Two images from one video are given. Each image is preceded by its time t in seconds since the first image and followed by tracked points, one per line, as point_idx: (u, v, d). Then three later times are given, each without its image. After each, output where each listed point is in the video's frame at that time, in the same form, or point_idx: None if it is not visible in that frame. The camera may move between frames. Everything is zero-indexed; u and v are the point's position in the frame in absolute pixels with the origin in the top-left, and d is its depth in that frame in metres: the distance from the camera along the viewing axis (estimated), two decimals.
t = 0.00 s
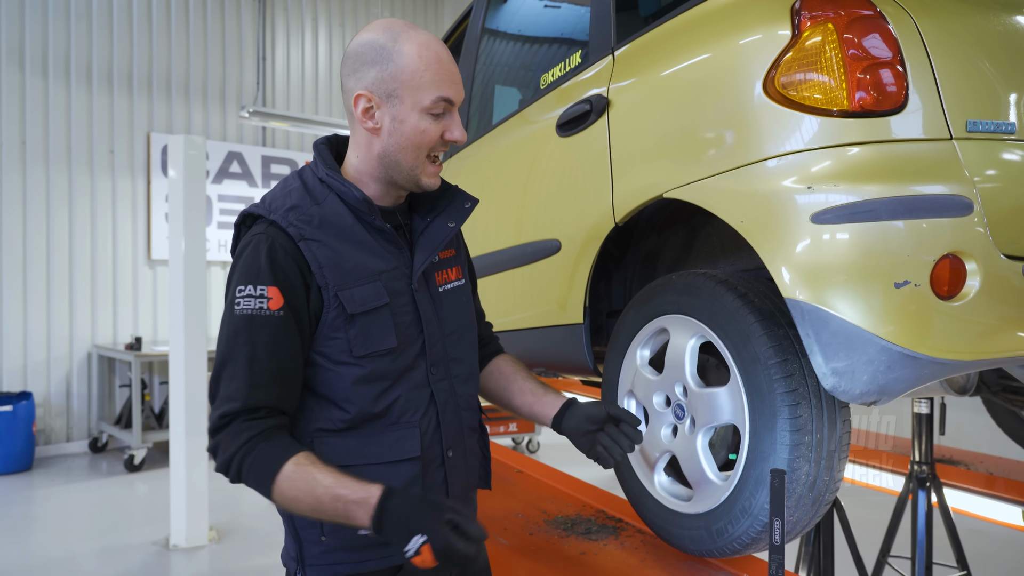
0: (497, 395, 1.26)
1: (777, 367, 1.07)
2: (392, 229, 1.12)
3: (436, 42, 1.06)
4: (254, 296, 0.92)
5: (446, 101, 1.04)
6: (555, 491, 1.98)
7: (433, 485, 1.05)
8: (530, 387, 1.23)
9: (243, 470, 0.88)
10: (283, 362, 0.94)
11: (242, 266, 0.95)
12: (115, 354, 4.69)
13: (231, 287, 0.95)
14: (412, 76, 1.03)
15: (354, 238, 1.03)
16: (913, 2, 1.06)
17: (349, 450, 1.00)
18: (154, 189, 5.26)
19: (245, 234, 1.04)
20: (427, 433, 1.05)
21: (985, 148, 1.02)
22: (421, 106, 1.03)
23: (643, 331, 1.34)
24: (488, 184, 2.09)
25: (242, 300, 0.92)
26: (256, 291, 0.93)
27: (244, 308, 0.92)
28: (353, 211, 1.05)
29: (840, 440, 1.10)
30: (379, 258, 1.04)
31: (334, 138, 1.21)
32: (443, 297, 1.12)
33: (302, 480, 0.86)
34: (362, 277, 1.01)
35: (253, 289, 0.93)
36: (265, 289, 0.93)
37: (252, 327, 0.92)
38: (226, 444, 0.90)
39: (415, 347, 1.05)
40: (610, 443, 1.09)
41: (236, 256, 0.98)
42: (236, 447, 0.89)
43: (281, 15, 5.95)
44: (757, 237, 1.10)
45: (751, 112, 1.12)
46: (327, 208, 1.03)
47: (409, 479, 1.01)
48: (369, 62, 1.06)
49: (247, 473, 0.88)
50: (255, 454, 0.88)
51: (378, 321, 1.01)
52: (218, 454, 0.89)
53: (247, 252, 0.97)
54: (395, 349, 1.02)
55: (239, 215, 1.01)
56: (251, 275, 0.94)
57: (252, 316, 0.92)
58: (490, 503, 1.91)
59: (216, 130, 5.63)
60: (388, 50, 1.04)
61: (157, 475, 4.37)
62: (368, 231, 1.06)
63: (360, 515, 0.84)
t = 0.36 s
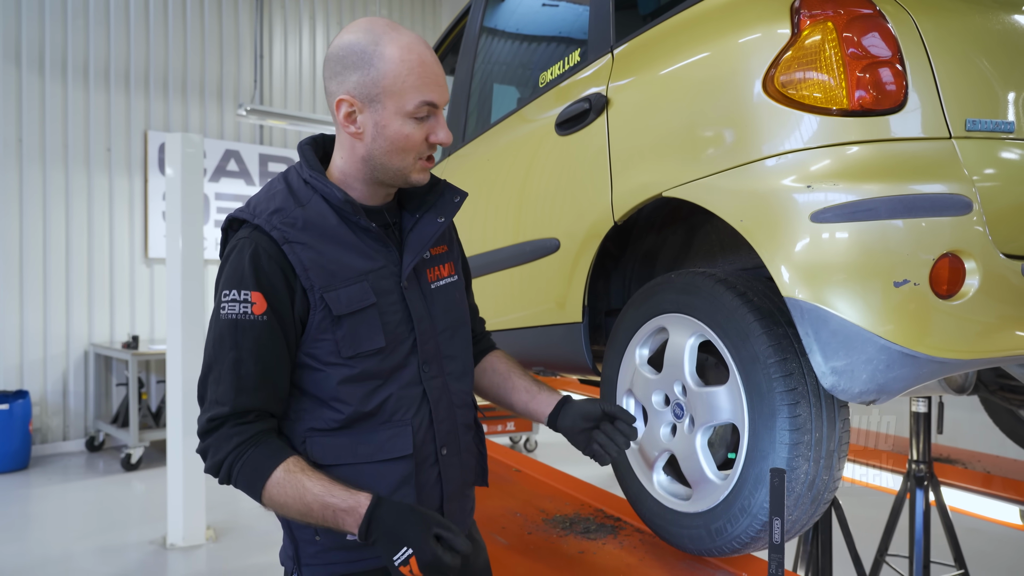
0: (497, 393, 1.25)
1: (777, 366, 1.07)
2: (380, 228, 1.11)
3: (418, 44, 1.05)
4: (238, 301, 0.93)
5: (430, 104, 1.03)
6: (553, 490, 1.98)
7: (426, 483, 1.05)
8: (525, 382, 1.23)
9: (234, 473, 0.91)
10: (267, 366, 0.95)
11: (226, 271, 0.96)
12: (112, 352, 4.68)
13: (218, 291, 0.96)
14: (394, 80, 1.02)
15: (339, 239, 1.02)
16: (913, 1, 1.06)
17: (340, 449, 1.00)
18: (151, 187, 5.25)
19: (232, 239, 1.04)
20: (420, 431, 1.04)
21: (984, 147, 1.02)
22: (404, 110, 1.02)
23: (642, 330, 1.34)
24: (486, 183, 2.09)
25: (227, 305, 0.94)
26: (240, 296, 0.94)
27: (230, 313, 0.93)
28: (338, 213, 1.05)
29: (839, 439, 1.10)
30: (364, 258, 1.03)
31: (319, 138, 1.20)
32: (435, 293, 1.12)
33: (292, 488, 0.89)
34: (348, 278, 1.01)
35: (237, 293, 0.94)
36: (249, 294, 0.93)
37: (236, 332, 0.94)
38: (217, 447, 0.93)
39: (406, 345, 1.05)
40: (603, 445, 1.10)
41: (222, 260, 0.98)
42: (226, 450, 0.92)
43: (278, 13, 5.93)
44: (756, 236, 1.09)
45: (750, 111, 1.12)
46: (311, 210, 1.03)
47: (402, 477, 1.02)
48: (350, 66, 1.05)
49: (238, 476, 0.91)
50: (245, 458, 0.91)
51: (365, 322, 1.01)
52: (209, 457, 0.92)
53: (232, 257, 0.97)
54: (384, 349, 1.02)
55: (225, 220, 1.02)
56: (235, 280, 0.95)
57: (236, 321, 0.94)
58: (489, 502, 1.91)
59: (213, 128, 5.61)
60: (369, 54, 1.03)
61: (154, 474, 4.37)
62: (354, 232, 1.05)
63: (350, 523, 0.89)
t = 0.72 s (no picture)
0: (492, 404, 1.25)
1: (777, 367, 1.07)
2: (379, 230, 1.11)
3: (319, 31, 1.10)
4: (232, 296, 0.94)
5: (319, 78, 1.05)
6: (553, 491, 1.98)
7: (416, 487, 1.04)
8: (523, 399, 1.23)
9: (221, 460, 0.93)
10: (260, 362, 0.96)
11: (226, 267, 0.98)
12: (110, 353, 4.68)
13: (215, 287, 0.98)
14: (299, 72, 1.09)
15: (335, 239, 1.03)
16: (913, 2, 1.06)
17: (331, 445, 1.00)
18: (150, 188, 5.25)
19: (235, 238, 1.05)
20: (411, 434, 1.03)
21: (983, 148, 1.02)
22: (307, 95, 1.07)
23: (643, 331, 1.34)
24: (486, 185, 2.09)
25: (222, 300, 0.95)
26: (234, 292, 0.95)
27: (224, 308, 0.94)
28: (334, 213, 1.05)
29: (840, 441, 1.10)
30: (358, 258, 1.03)
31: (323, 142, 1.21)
32: (437, 296, 1.11)
33: (273, 478, 0.89)
34: (340, 277, 1.01)
35: (232, 289, 0.95)
36: (242, 290, 0.94)
37: (230, 327, 0.94)
38: (207, 435, 0.94)
39: (400, 346, 1.04)
40: (585, 471, 1.07)
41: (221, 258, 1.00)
42: (215, 439, 0.93)
43: (277, 14, 5.93)
44: (757, 237, 1.09)
45: (750, 112, 1.12)
46: (308, 211, 1.03)
47: (389, 478, 1.01)
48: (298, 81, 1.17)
49: (224, 464, 0.92)
50: (231, 448, 0.92)
51: (355, 320, 1.01)
52: (199, 445, 0.94)
53: (229, 255, 0.99)
54: (375, 349, 1.02)
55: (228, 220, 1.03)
56: (232, 275, 0.96)
57: (230, 316, 0.94)
58: (489, 504, 1.91)
59: (212, 129, 5.61)
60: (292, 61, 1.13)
61: (153, 475, 4.36)
62: (350, 232, 1.05)
63: (325, 515, 0.89)
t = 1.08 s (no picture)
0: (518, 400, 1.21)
1: (777, 370, 1.08)
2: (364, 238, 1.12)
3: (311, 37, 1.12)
4: (223, 309, 1.01)
5: (300, 82, 1.07)
6: (552, 494, 1.98)
7: (403, 491, 1.02)
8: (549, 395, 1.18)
9: (218, 464, 1.00)
10: (249, 370, 1.00)
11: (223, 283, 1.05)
12: (107, 355, 4.66)
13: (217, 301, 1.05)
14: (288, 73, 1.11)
15: (315, 248, 1.05)
16: (912, 7, 1.07)
17: (323, 446, 1.01)
18: (148, 190, 5.25)
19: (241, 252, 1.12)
20: (397, 436, 1.02)
21: (982, 153, 1.02)
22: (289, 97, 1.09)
23: (641, 334, 1.35)
24: (485, 188, 2.09)
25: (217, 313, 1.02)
26: (225, 305, 1.01)
27: (217, 320, 1.01)
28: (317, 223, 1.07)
29: (840, 444, 1.10)
30: (336, 265, 1.04)
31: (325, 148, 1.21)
32: (426, 299, 1.09)
33: (250, 485, 0.94)
34: (317, 285, 1.02)
35: (224, 303, 1.02)
36: (231, 303, 1.01)
37: (222, 337, 1.01)
38: (207, 440, 1.02)
39: (383, 351, 1.04)
40: (600, 469, 1.05)
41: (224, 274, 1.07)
42: (212, 443, 1.00)
43: (276, 16, 5.94)
44: (756, 240, 1.10)
45: (750, 116, 1.12)
46: (292, 223, 1.06)
47: (374, 481, 1.00)
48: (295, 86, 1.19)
49: (219, 467, 0.99)
50: (223, 451, 0.98)
51: (335, 327, 1.02)
52: (204, 449, 1.01)
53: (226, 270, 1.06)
54: (356, 354, 1.02)
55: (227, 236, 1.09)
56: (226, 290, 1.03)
57: (223, 327, 1.01)
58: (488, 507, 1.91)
59: (210, 131, 5.61)
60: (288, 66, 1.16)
61: (150, 478, 4.35)
62: (333, 240, 1.06)
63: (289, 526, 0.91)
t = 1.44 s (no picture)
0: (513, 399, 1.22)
1: (776, 371, 1.08)
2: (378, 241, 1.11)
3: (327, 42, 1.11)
4: (231, 308, 1.01)
5: (316, 90, 1.06)
6: (551, 494, 1.98)
7: (412, 491, 1.03)
8: (542, 394, 1.19)
9: (218, 453, 1.00)
10: (256, 370, 1.01)
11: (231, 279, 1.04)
12: (105, 355, 4.65)
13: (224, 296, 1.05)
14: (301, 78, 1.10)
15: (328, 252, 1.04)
16: (912, 10, 1.07)
17: (332, 445, 1.01)
18: (146, 190, 5.24)
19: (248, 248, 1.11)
20: (408, 438, 1.02)
21: (981, 154, 1.03)
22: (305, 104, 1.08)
23: (640, 335, 1.35)
24: (484, 189, 2.09)
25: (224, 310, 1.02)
26: (232, 304, 1.01)
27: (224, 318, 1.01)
28: (330, 226, 1.06)
29: (839, 445, 1.10)
30: (349, 268, 1.04)
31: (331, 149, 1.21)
32: (437, 302, 1.09)
33: (254, 478, 0.94)
34: (331, 288, 1.02)
35: (231, 301, 1.01)
36: (239, 303, 1.00)
37: (229, 335, 1.01)
38: (209, 429, 1.02)
39: (395, 355, 1.04)
40: (580, 474, 1.03)
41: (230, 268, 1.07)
42: (215, 434, 1.01)
43: (274, 16, 5.93)
44: (756, 241, 1.10)
45: (750, 118, 1.13)
46: (303, 224, 1.05)
47: (383, 482, 1.00)
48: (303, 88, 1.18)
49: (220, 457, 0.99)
50: (226, 444, 0.99)
51: (348, 331, 1.02)
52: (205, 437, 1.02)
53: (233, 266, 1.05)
54: (367, 358, 1.02)
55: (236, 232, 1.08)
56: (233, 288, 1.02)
57: (230, 325, 1.01)
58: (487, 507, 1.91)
59: (208, 131, 5.60)
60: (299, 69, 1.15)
61: (147, 478, 4.34)
62: (345, 243, 1.06)
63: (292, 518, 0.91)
